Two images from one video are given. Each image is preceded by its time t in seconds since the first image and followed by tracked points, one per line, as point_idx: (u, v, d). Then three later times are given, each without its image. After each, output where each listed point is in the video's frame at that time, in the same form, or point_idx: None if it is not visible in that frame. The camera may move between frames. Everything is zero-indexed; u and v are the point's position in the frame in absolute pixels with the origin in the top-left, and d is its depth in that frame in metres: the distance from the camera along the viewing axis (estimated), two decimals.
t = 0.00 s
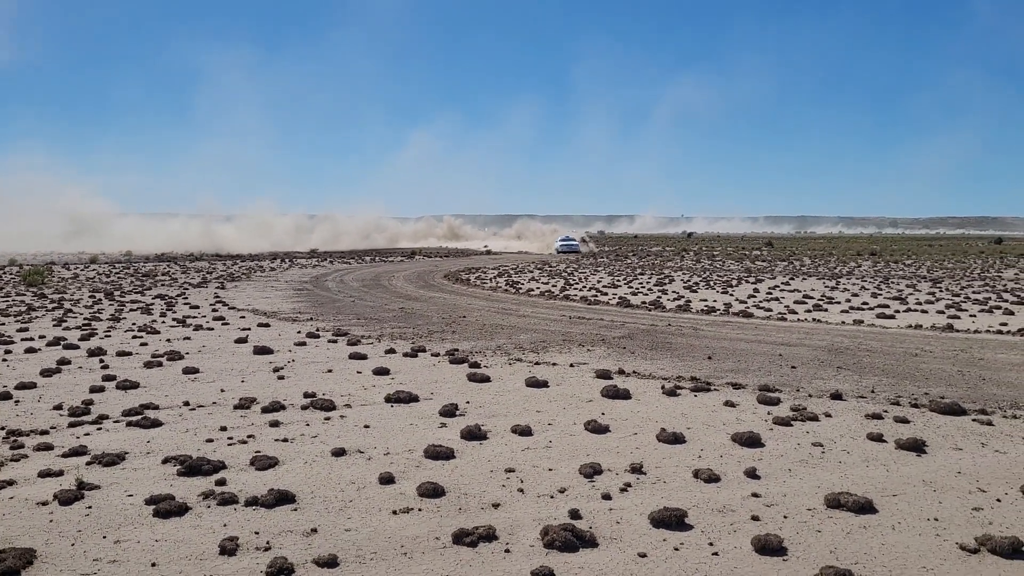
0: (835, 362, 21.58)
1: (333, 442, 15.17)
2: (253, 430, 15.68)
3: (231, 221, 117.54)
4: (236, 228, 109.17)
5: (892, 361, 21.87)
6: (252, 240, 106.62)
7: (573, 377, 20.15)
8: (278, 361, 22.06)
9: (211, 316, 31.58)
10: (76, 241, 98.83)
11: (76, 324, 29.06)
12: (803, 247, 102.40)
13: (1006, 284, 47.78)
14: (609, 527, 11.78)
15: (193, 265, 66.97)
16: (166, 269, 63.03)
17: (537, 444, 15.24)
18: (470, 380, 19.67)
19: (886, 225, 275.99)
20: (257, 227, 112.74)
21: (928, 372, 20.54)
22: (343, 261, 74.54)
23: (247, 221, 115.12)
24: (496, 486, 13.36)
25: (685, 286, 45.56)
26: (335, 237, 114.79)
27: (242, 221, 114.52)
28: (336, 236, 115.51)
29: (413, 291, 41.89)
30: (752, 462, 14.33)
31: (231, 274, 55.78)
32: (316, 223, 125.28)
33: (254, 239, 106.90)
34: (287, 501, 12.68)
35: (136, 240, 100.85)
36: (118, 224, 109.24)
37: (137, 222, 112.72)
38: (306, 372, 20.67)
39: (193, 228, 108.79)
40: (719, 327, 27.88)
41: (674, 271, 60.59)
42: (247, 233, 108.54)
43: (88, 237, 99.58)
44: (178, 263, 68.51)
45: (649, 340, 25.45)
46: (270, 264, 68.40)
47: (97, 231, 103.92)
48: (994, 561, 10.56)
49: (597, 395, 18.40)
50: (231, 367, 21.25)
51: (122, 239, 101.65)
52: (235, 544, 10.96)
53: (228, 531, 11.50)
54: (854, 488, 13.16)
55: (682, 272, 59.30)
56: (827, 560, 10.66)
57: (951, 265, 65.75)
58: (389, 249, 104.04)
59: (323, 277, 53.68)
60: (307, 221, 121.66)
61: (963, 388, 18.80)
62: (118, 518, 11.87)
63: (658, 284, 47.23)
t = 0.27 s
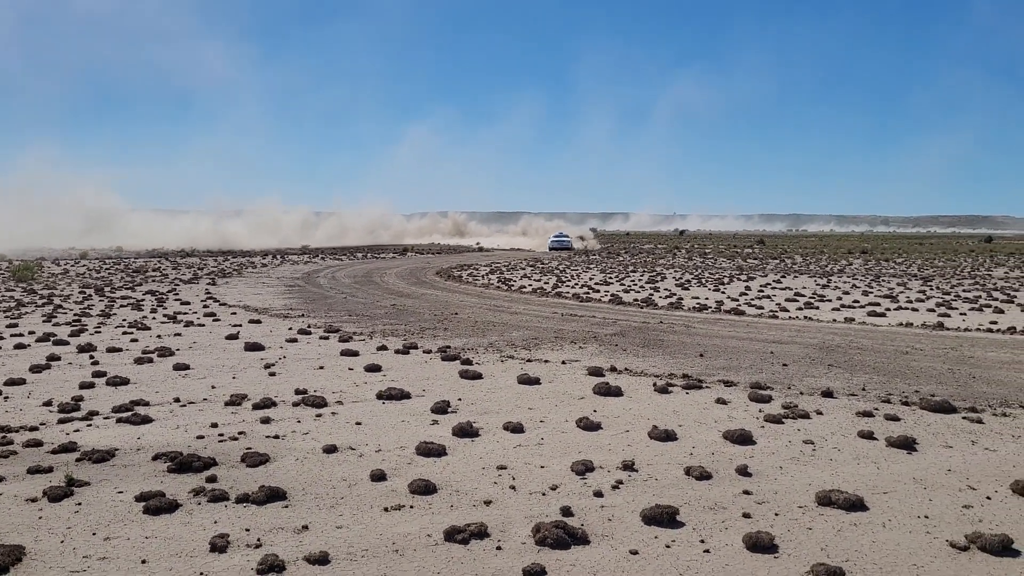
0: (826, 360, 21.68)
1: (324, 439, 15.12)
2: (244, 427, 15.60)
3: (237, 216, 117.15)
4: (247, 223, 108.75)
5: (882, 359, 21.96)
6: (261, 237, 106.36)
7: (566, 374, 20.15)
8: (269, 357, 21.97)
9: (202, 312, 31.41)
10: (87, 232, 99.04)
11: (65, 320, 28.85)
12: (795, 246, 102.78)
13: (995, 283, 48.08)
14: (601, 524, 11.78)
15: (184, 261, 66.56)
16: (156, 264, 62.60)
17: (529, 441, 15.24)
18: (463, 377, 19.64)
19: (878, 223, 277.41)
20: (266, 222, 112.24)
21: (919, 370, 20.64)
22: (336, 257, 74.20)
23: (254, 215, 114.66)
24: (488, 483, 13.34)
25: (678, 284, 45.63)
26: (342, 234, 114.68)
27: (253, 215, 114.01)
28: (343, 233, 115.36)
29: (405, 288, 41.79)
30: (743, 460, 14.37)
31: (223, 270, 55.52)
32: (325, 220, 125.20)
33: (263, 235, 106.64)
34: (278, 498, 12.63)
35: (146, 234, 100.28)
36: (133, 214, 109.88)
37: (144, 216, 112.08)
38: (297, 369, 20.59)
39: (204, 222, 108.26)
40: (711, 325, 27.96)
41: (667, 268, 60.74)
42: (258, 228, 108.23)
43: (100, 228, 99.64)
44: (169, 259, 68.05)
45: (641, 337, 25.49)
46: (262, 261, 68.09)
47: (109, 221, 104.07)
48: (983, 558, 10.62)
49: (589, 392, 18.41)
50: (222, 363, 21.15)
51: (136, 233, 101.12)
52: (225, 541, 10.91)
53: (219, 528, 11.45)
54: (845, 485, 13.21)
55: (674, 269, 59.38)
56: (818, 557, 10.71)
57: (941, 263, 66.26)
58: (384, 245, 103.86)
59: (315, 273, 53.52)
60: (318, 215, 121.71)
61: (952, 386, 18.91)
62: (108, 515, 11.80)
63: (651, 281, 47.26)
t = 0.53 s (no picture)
0: (820, 358, 21.74)
1: (319, 433, 15.10)
2: (238, 421, 15.58)
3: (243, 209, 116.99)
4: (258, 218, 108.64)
5: (876, 357, 22.05)
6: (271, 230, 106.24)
7: (560, 370, 20.18)
8: (264, 352, 21.92)
9: (195, 306, 31.31)
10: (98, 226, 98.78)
11: (58, 313, 28.72)
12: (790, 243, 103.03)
13: (988, 282, 48.28)
14: (595, 520, 11.82)
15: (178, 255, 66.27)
16: (150, 258, 62.32)
17: (524, 436, 15.26)
18: (457, 372, 19.65)
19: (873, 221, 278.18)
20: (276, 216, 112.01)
21: (912, 368, 20.72)
22: (330, 251, 74.02)
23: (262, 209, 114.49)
24: (482, 479, 13.36)
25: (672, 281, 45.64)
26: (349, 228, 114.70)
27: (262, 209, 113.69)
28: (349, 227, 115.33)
29: (400, 283, 41.75)
30: (737, 456, 14.42)
31: (217, 264, 55.35)
32: (325, 214, 124.89)
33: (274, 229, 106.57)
34: (273, 493, 12.62)
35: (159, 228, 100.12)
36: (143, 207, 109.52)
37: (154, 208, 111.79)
38: (291, 363, 20.55)
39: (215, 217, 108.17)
40: (705, 321, 28.02)
41: (661, 265, 60.84)
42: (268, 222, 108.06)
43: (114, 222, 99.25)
44: (162, 253, 67.69)
45: (635, 333, 25.53)
46: (256, 255, 67.85)
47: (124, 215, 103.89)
48: (976, 555, 10.69)
49: (584, 388, 18.44)
50: (216, 357, 21.10)
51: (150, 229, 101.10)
52: (219, 535, 10.90)
53: (213, 522, 11.44)
54: (838, 483, 13.27)
55: (669, 266, 59.42)
56: (811, 554, 10.76)
57: (934, 262, 66.61)
58: (380, 240, 103.63)
59: (310, 267, 53.42)
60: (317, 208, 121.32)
61: (945, 384, 19.00)
62: (102, 508, 11.78)
63: (645, 278, 47.28)
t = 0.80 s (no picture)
0: (820, 357, 21.75)
1: (319, 431, 15.11)
2: (239, 418, 15.58)
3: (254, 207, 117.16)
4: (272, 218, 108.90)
5: (875, 357, 22.07)
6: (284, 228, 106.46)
7: (560, 368, 20.19)
8: (264, 349, 21.93)
9: (195, 303, 31.31)
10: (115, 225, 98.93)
11: (58, 309, 28.71)
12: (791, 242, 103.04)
13: (988, 282, 48.24)
14: (595, 518, 11.83)
15: (178, 252, 66.24)
16: (151, 255, 62.27)
17: (524, 435, 15.28)
18: (457, 370, 19.67)
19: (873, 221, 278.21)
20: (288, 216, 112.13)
21: (912, 368, 20.71)
22: (330, 249, 73.94)
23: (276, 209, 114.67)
24: (483, 477, 13.37)
25: (671, 280, 45.59)
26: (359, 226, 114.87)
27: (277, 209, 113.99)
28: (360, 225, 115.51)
29: (400, 281, 41.76)
30: (737, 456, 14.43)
31: (217, 262, 55.33)
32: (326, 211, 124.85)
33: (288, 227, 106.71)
34: (273, 490, 12.64)
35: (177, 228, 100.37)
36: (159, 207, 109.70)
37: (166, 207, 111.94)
38: (291, 361, 20.56)
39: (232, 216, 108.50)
40: (705, 321, 28.03)
41: (661, 264, 60.86)
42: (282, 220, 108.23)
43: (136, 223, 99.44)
44: (163, 250, 67.64)
45: (635, 332, 25.54)
46: (256, 252, 67.85)
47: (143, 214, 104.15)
48: (976, 555, 10.71)
49: (584, 387, 18.44)
50: (216, 354, 21.11)
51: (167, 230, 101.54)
52: (220, 533, 10.91)
53: (214, 519, 11.46)
54: (838, 482, 13.28)
55: (668, 265, 59.34)
56: (812, 553, 10.78)
57: (933, 262, 66.68)
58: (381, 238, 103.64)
59: (310, 265, 53.44)
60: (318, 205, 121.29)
61: (945, 385, 19.01)
62: (102, 505, 11.79)
63: (645, 277, 47.24)
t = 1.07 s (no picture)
0: (822, 356, 21.74)
1: (322, 427, 15.15)
2: (242, 414, 15.64)
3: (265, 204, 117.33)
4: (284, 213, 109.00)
5: (878, 356, 22.05)
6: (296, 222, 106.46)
7: (562, 366, 20.21)
8: (266, 345, 21.98)
9: (198, 298, 31.39)
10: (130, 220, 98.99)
11: (62, 304, 28.79)
12: (793, 241, 102.84)
13: (990, 282, 48.12)
14: (597, 515, 11.86)
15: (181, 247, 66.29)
16: (154, 250, 62.33)
17: (526, 432, 15.31)
18: (459, 367, 19.70)
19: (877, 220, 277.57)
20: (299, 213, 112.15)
21: (914, 368, 20.69)
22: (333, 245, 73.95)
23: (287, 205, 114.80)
24: (485, 474, 13.40)
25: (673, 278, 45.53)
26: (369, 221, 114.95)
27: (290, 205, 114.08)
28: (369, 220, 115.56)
29: (402, 278, 41.79)
30: (740, 454, 14.44)
31: (220, 257, 55.36)
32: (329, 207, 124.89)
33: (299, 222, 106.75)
34: (276, 485, 12.68)
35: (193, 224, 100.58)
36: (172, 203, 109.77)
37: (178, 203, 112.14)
38: (294, 357, 20.61)
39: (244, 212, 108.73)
40: (707, 319, 28.02)
41: (664, 262, 60.77)
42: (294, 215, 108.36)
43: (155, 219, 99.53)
44: (166, 245, 67.72)
45: (637, 330, 25.55)
46: (259, 248, 67.89)
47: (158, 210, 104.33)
48: (978, 555, 10.72)
49: (586, 384, 18.46)
50: (219, 350, 21.17)
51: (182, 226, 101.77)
52: (224, 527, 10.96)
53: (218, 514, 11.51)
54: (841, 481, 13.29)
55: (670, 263, 59.28)
56: (814, 552, 10.81)
57: (936, 262, 66.56)
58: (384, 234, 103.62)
59: (313, 261, 53.45)
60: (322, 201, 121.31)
61: (948, 384, 18.99)
62: (106, 499, 11.85)
63: (647, 275, 47.22)
